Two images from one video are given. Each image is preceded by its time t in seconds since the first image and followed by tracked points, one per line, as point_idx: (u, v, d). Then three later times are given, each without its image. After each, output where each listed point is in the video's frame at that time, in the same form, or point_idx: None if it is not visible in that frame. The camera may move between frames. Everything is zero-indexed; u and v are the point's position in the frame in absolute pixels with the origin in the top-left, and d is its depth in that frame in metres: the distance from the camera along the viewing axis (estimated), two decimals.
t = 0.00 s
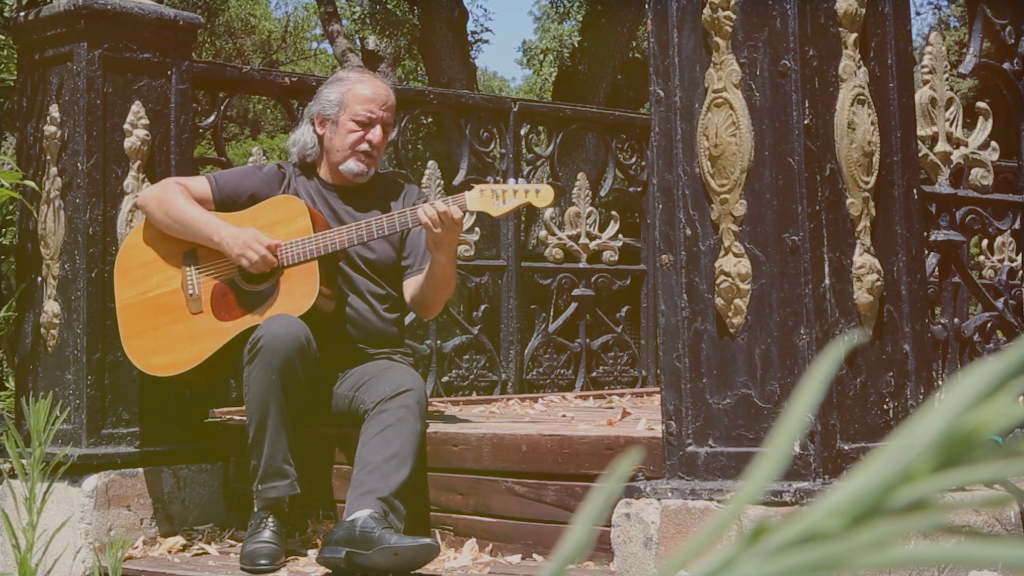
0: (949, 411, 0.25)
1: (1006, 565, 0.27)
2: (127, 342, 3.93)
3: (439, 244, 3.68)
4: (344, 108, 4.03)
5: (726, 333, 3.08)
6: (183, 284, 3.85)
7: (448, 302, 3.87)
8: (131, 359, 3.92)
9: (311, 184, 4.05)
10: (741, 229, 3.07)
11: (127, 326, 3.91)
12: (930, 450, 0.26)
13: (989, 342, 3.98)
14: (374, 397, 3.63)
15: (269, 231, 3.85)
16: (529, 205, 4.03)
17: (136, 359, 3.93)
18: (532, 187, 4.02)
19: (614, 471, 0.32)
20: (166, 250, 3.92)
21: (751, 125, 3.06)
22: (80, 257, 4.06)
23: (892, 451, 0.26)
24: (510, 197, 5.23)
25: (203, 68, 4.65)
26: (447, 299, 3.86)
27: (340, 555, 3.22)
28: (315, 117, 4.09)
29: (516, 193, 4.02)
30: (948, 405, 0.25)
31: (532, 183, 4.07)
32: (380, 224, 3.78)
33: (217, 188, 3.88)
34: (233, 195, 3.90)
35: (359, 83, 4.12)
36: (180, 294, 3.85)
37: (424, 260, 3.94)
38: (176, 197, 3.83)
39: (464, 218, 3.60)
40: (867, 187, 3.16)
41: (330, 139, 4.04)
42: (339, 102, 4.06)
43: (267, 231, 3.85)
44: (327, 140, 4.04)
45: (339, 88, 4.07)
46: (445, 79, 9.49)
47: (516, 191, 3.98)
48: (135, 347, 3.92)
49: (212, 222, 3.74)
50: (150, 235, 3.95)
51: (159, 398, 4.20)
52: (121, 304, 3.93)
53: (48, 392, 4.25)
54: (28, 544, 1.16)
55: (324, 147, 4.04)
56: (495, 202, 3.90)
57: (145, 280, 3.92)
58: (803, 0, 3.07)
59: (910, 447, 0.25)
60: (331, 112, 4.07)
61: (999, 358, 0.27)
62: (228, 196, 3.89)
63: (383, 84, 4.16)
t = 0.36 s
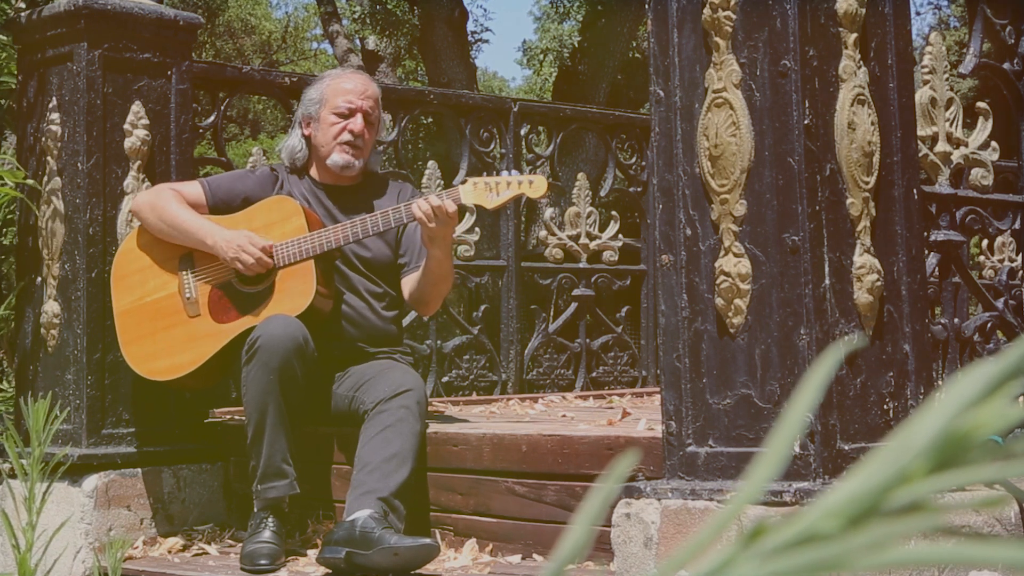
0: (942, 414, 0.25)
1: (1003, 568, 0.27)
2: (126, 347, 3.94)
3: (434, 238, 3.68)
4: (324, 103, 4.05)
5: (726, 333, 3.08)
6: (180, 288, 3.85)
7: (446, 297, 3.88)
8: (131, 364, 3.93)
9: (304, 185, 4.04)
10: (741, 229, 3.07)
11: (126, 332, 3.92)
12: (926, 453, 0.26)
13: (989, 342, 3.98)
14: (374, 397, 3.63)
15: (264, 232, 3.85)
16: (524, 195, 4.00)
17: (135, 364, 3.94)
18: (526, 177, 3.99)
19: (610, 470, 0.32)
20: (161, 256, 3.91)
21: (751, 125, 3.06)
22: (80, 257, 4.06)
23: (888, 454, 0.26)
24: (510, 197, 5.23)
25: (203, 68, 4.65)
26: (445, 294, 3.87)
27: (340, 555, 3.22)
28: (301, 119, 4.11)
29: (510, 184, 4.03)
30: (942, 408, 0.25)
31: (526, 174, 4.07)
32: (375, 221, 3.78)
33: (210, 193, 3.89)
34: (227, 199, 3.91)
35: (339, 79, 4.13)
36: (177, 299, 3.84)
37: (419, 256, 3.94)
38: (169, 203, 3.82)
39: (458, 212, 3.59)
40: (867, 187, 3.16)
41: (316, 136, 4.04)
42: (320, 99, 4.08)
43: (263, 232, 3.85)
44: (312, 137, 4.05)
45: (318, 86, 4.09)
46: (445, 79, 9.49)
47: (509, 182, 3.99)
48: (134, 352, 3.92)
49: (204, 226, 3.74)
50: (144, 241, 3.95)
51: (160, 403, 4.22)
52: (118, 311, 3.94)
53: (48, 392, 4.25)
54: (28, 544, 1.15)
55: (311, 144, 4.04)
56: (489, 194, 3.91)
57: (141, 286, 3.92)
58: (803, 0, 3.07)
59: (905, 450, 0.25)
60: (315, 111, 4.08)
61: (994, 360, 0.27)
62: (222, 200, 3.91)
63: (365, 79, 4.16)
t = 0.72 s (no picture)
0: (945, 411, 0.25)
1: (1005, 565, 0.27)
2: (127, 343, 3.94)
3: (437, 243, 3.68)
4: (337, 104, 4.04)
5: (726, 333, 3.08)
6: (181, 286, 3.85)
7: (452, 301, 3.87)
8: (132, 360, 3.94)
9: (310, 186, 4.04)
10: (741, 229, 3.07)
11: (127, 328, 3.93)
12: (928, 451, 0.26)
13: (989, 342, 3.98)
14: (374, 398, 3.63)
15: (268, 232, 3.84)
16: (527, 204, 4.02)
17: (135, 360, 3.95)
18: (529, 185, 4.01)
19: (608, 469, 0.32)
20: (164, 253, 3.92)
21: (752, 125, 3.06)
22: (80, 257, 4.06)
23: (890, 451, 0.26)
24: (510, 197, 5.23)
25: (203, 68, 4.65)
26: (450, 298, 3.86)
27: (340, 555, 3.22)
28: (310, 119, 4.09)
29: (515, 192, 4.02)
30: (945, 404, 0.25)
31: (530, 183, 4.07)
32: (378, 224, 3.77)
33: (214, 190, 3.90)
34: (231, 197, 3.92)
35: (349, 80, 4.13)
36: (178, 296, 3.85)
37: (424, 259, 3.95)
38: (173, 198, 3.83)
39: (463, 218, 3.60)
40: (867, 187, 3.16)
41: (328, 137, 4.03)
42: (332, 100, 4.07)
43: (266, 231, 3.84)
44: (324, 139, 4.03)
45: (330, 87, 4.08)
46: (445, 79, 9.49)
47: (514, 191, 3.98)
48: (135, 348, 3.93)
49: (207, 224, 3.74)
50: (148, 236, 3.96)
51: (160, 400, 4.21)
52: (121, 306, 3.94)
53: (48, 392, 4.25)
54: (28, 544, 1.15)
55: (323, 146, 4.03)
56: (492, 201, 3.90)
57: (144, 281, 3.93)
58: None
59: (907, 447, 0.25)
60: (326, 112, 4.07)
61: (995, 358, 0.27)
62: (227, 198, 3.91)
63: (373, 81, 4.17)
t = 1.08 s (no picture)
0: (943, 412, 0.25)
1: (1005, 563, 0.27)
2: (129, 336, 3.94)
3: (445, 245, 3.68)
4: (344, 110, 4.00)
5: (726, 333, 3.08)
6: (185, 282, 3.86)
7: (458, 303, 3.86)
8: (134, 354, 3.94)
9: (317, 186, 4.04)
10: (741, 229, 3.07)
11: (129, 322, 3.92)
12: (926, 450, 0.26)
13: (989, 342, 3.98)
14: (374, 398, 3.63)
15: (273, 230, 3.84)
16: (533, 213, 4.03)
17: (136, 354, 3.95)
18: (535, 194, 4.02)
19: (610, 469, 0.32)
20: (169, 247, 3.92)
21: (752, 125, 3.06)
22: (80, 257, 4.06)
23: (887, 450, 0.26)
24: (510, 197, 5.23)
25: (203, 68, 4.64)
26: (456, 300, 3.86)
27: (340, 555, 3.22)
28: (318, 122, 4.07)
29: (519, 201, 4.02)
30: (942, 404, 0.25)
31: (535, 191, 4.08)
32: (382, 228, 3.76)
33: (220, 187, 3.90)
34: (236, 193, 3.91)
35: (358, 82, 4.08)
36: (182, 292, 3.85)
37: (430, 260, 3.93)
38: (178, 195, 3.83)
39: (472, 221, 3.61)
40: (867, 187, 3.16)
41: (333, 142, 4.01)
42: (339, 104, 4.03)
43: (271, 230, 3.84)
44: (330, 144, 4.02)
45: (338, 90, 4.04)
46: (445, 79, 9.49)
47: (519, 199, 3.98)
48: (138, 342, 3.93)
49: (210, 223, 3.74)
50: (154, 230, 3.95)
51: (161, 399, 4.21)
52: (124, 300, 3.94)
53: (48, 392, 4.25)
54: (28, 543, 1.15)
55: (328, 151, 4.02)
56: (498, 209, 3.89)
57: (148, 276, 3.93)
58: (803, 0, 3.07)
59: (905, 445, 0.25)
60: (333, 115, 4.04)
61: (993, 357, 0.27)
62: (233, 194, 3.91)
63: (384, 82, 4.11)
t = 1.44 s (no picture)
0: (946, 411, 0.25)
1: (1006, 564, 0.27)
2: (128, 337, 3.94)
3: (443, 244, 3.69)
4: (340, 105, 4.03)
5: (726, 333, 3.08)
6: (185, 282, 3.86)
7: (456, 301, 3.87)
8: (133, 355, 3.93)
9: (316, 185, 4.04)
10: (741, 229, 3.07)
11: (128, 323, 3.92)
12: (927, 450, 0.26)
13: (989, 343, 3.98)
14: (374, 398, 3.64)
15: (272, 231, 3.83)
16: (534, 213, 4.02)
17: (136, 355, 3.94)
18: (537, 194, 4.01)
19: (611, 470, 0.32)
20: (168, 248, 3.92)
21: (751, 125, 3.06)
22: (80, 257, 4.06)
23: (890, 451, 0.26)
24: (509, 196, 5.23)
25: (203, 68, 4.64)
26: (454, 298, 3.87)
27: (340, 555, 3.22)
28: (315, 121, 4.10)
29: (521, 200, 4.03)
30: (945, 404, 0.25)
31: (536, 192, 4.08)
32: (383, 228, 3.76)
33: (220, 187, 3.90)
34: (236, 194, 3.92)
35: (353, 80, 4.12)
36: (182, 292, 3.85)
37: (429, 259, 3.95)
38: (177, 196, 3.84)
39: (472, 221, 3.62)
40: (867, 187, 3.16)
41: (331, 138, 4.03)
42: (334, 100, 4.06)
43: (270, 231, 3.83)
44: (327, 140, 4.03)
45: (333, 87, 4.08)
46: (445, 79, 9.49)
47: (520, 199, 3.99)
48: (137, 343, 3.93)
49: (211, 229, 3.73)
50: (153, 231, 3.96)
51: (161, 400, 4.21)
52: (123, 301, 3.94)
53: (48, 392, 4.25)
54: (28, 544, 1.15)
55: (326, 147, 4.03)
56: (499, 209, 3.89)
57: (148, 276, 3.93)
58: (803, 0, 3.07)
59: (908, 446, 0.25)
60: (329, 112, 4.07)
61: (996, 359, 0.27)
62: (232, 195, 3.91)
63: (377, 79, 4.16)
